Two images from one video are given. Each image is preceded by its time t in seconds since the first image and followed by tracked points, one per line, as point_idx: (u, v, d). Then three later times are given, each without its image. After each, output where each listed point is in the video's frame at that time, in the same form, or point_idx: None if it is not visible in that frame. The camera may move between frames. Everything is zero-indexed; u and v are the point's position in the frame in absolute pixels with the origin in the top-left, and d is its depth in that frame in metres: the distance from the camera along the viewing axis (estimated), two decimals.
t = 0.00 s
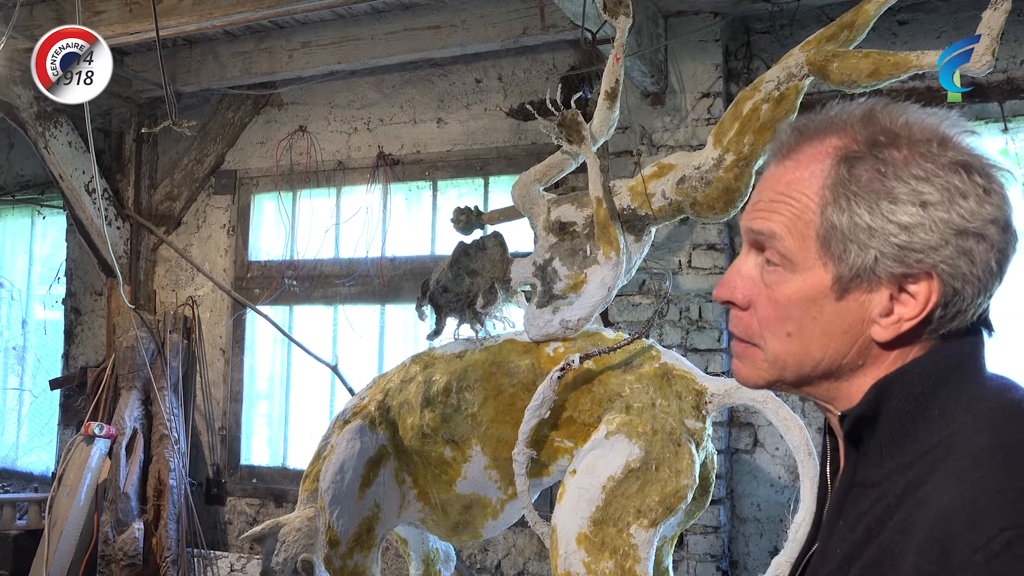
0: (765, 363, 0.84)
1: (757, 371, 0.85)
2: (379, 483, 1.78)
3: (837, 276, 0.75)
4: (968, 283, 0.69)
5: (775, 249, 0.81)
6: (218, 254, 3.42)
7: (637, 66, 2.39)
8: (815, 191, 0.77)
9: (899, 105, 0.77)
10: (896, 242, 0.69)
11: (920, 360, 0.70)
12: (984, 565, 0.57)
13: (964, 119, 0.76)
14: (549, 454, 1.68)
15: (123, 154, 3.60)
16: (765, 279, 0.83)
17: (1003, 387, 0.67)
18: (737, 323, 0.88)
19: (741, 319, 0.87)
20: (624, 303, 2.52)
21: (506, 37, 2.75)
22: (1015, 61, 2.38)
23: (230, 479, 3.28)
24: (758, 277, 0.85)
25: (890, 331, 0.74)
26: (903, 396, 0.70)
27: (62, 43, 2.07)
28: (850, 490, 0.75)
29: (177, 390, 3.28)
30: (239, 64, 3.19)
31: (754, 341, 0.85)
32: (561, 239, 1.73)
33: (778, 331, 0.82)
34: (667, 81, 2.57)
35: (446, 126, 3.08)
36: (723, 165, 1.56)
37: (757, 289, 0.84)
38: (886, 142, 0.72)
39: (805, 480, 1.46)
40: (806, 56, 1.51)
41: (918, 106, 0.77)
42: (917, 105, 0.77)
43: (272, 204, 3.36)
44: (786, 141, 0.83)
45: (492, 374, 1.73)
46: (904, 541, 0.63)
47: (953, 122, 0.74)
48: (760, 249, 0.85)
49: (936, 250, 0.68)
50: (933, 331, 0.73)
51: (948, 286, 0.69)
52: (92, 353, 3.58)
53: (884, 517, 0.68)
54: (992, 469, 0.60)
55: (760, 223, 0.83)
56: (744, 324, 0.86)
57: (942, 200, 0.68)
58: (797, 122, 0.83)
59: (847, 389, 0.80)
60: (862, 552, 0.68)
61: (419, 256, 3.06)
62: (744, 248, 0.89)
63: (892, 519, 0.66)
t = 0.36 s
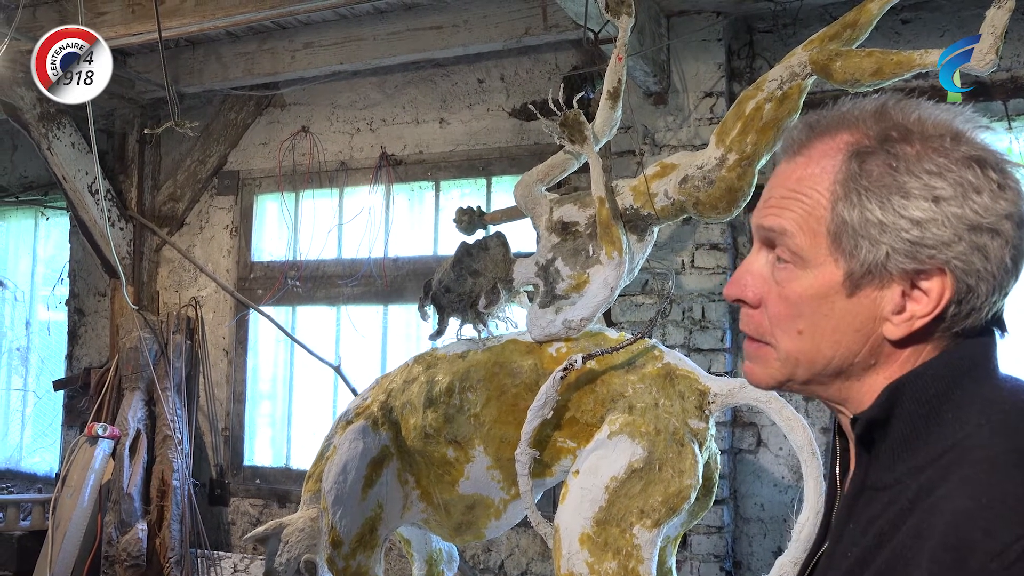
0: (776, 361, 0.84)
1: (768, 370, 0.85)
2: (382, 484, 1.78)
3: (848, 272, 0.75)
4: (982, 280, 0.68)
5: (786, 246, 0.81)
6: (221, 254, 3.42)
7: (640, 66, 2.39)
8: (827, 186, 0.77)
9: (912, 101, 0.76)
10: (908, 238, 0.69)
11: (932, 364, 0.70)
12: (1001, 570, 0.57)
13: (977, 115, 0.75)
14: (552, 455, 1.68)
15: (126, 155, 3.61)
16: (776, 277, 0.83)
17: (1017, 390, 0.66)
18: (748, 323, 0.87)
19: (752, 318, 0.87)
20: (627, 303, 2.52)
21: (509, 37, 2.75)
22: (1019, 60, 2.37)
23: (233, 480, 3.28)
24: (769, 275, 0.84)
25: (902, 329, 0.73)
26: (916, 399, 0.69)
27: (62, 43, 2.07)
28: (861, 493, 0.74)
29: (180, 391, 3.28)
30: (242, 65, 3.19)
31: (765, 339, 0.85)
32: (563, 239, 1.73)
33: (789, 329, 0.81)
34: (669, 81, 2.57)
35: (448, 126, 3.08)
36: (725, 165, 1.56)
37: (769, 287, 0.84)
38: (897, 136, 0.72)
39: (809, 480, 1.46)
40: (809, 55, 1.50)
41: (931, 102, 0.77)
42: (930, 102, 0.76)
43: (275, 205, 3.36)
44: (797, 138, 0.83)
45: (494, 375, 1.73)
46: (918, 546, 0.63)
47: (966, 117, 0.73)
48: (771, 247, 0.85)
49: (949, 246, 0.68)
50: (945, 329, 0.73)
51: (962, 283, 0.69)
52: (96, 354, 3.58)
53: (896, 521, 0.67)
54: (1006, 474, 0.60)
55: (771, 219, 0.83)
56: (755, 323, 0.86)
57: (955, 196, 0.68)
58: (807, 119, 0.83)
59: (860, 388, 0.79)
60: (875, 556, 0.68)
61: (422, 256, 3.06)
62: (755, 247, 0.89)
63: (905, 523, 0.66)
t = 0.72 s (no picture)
0: (794, 345, 0.82)
1: (785, 357, 0.83)
2: (386, 484, 1.77)
3: (873, 249, 0.74)
4: (1008, 262, 0.68)
5: (809, 227, 0.81)
6: (224, 255, 3.42)
7: (643, 65, 2.38)
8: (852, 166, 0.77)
9: (936, 92, 0.77)
10: (933, 214, 0.69)
11: (970, 362, 0.68)
12: None
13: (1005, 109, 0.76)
14: (555, 455, 1.67)
15: (129, 156, 3.61)
16: (798, 260, 0.82)
17: None
18: (767, 308, 0.86)
19: (771, 303, 0.85)
20: (630, 302, 2.52)
21: (511, 36, 2.74)
22: None
23: (237, 480, 3.28)
24: (791, 259, 0.84)
25: (927, 310, 0.72)
26: (949, 398, 0.68)
27: (62, 43, 2.07)
28: (888, 495, 0.73)
29: (184, 392, 3.28)
30: (244, 65, 3.19)
31: (783, 323, 0.83)
32: (566, 238, 1.72)
33: (810, 311, 0.80)
34: (672, 80, 2.57)
35: (451, 126, 3.08)
36: (729, 163, 1.56)
37: (790, 270, 0.83)
38: (924, 116, 0.72)
39: (814, 480, 1.45)
40: (813, 52, 1.50)
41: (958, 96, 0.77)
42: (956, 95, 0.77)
43: (278, 205, 3.36)
44: (824, 126, 0.84)
45: (497, 375, 1.73)
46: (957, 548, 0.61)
47: (989, 108, 0.73)
48: (793, 232, 0.85)
49: (974, 224, 0.67)
50: (972, 316, 0.71)
51: (987, 264, 0.68)
52: (99, 355, 3.59)
53: (929, 525, 0.65)
54: None
55: (797, 201, 0.83)
56: (775, 308, 0.85)
57: (982, 174, 0.67)
58: (836, 107, 0.84)
59: (881, 375, 0.77)
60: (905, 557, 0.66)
61: (425, 256, 3.06)
62: (776, 234, 0.88)
63: (937, 525, 0.64)
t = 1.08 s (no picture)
0: (811, 344, 0.80)
1: (802, 357, 0.81)
2: (391, 485, 1.77)
3: (888, 239, 0.73)
4: None
5: (820, 225, 0.80)
6: (229, 256, 3.43)
7: (648, 64, 2.37)
8: (862, 161, 0.77)
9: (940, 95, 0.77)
10: (945, 201, 0.68)
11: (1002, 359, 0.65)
12: None
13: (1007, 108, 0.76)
14: (562, 456, 1.67)
15: (135, 157, 3.62)
16: (811, 259, 0.81)
17: None
18: (780, 311, 0.84)
19: (784, 305, 0.83)
20: (636, 303, 2.51)
21: (516, 36, 2.74)
22: None
23: (242, 480, 3.28)
24: (803, 259, 0.82)
25: (944, 299, 0.70)
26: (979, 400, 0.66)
27: (62, 43, 2.07)
28: (915, 500, 0.71)
29: (190, 392, 3.28)
30: (250, 66, 3.19)
31: (798, 324, 0.81)
32: (572, 239, 1.72)
33: (826, 307, 0.78)
34: (678, 79, 2.55)
35: (456, 126, 3.07)
36: (736, 163, 1.54)
37: (803, 270, 0.82)
38: (929, 114, 0.73)
39: (822, 482, 1.44)
40: (820, 51, 1.48)
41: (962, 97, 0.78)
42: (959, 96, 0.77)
43: (283, 206, 3.36)
44: (831, 129, 0.84)
45: (503, 376, 1.72)
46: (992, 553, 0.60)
47: (995, 106, 0.73)
48: (803, 234, 0.84)
49: (986, 209, 0.66)
50: (990, 305, 0.69)
51: (1003, 249, 0.67)
52: (105, 355, 3.60)
53: (960, 530, 0.64)
54: None
55: (807, 202, 0.82)
56: (789, 309, 0.83)
57: (992, 164, 0.67)
58: (842, 113, 0.84)
59: (901, 371, 0.75)
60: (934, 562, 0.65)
61: (430, 257, 3.06)
62: (787, 239, 0.87)
63: (969, 530, 0.63)
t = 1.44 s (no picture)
0: (811, 333, 0.78)
1: (802, 346, 0.79)
2: (396, 486, 1.77)
3: (887, 226, 0.74)
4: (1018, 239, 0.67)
5: (819, 218, 0.80)
6: (233, 256, 3.43)
7: (652, 63, 2.37)
8: (862, 154, 0.78)
9: (937, 103, 0.78)
10: (942, 188, 0.69)
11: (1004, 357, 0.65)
12: None
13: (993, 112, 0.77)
14: (566, 456, 1.66)
15: (139, 157, 3.62)
16: (810, 252, 0.81)
17: None
18: (780, 302, 0.83)
19: (783, 297, 0.82)
20: (640, 303, 2.50)
21: (520, 35, 2.73)
22: None
23: (247, 480, 3.29)
24: (802, 252, 0.82)
25: (943, 284, 0.70)
26: (984, 399, 0.65)
27: (62, 43, 2.07)
28: (924, 498, 0.69)
29: (194, 392, 3.29)
30: (253, 66, 3.19)
31: (796, 313, 0.80)
32: (576, 239, 1.71)
33: (825, 295, 0.78)
34: (682, 79, 2.55)
35: (459, 125, 3.07)
36: (740, 162, 1.54)
37: (802, 263, 0.81)
38: (927, 118, 0.74)
39: (827, 482, 1.43)
40: (825, 50, 1.48)
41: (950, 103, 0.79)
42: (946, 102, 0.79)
43: (287, 206, 3.37)
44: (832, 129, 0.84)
45: (507, 376, 1.71)
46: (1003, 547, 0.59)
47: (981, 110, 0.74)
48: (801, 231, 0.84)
49: (981, 199, 0.67)
50: (986, 295, 0.69)
51: (999, 238, 0.67)
52: (110, 356, 3.60)
53: (968, 526, 0.63)
54: None
55: (807, 198, 0.83)
56: (787, 300, 0.81)
57: (987, 159, 0.68)
58: (840, 125, 0.85)
59: (901, 360, 0.74)
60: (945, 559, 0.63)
61: (434, 256, 3.06)
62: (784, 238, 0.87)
63: (978, 527, 0.62)
